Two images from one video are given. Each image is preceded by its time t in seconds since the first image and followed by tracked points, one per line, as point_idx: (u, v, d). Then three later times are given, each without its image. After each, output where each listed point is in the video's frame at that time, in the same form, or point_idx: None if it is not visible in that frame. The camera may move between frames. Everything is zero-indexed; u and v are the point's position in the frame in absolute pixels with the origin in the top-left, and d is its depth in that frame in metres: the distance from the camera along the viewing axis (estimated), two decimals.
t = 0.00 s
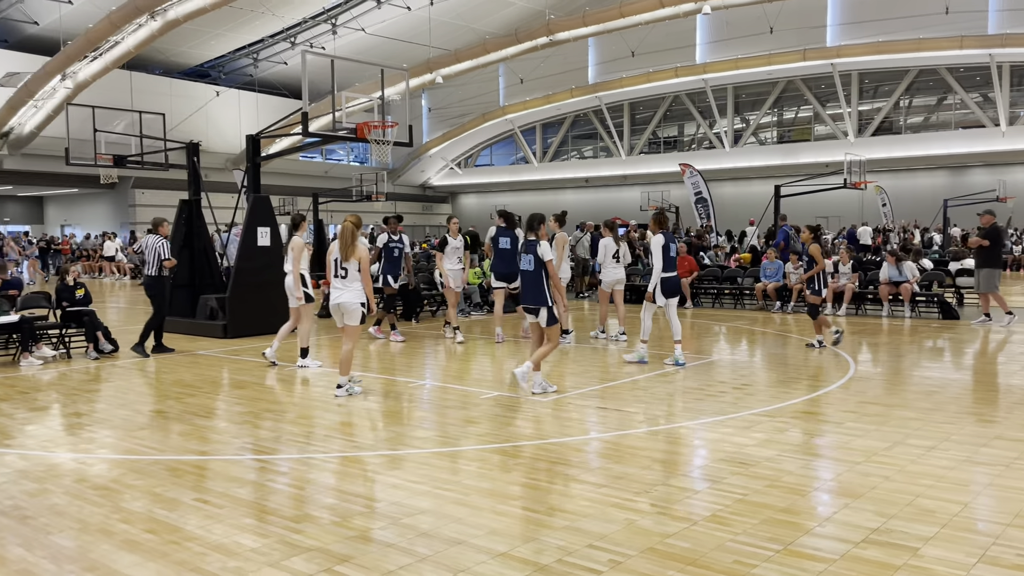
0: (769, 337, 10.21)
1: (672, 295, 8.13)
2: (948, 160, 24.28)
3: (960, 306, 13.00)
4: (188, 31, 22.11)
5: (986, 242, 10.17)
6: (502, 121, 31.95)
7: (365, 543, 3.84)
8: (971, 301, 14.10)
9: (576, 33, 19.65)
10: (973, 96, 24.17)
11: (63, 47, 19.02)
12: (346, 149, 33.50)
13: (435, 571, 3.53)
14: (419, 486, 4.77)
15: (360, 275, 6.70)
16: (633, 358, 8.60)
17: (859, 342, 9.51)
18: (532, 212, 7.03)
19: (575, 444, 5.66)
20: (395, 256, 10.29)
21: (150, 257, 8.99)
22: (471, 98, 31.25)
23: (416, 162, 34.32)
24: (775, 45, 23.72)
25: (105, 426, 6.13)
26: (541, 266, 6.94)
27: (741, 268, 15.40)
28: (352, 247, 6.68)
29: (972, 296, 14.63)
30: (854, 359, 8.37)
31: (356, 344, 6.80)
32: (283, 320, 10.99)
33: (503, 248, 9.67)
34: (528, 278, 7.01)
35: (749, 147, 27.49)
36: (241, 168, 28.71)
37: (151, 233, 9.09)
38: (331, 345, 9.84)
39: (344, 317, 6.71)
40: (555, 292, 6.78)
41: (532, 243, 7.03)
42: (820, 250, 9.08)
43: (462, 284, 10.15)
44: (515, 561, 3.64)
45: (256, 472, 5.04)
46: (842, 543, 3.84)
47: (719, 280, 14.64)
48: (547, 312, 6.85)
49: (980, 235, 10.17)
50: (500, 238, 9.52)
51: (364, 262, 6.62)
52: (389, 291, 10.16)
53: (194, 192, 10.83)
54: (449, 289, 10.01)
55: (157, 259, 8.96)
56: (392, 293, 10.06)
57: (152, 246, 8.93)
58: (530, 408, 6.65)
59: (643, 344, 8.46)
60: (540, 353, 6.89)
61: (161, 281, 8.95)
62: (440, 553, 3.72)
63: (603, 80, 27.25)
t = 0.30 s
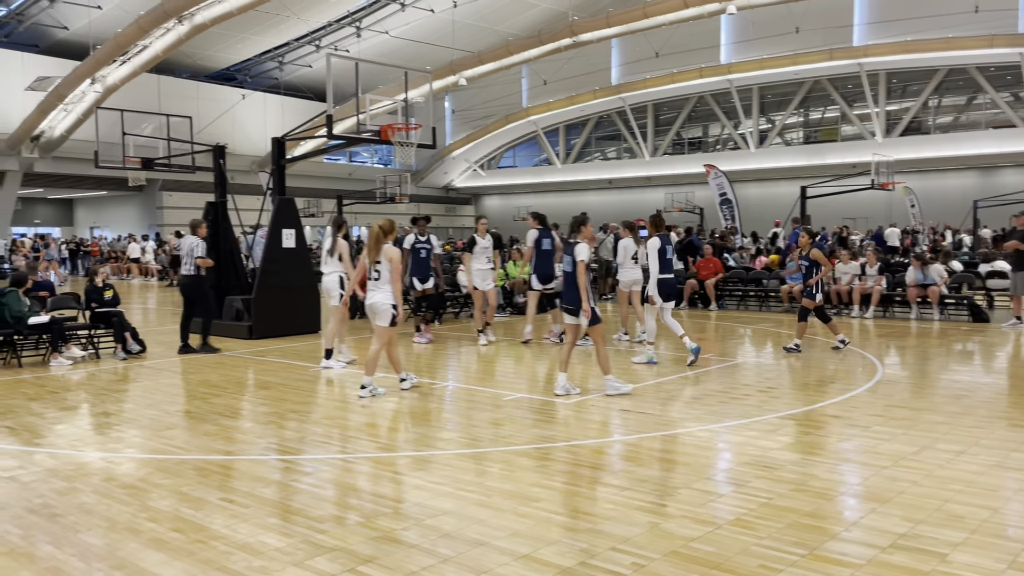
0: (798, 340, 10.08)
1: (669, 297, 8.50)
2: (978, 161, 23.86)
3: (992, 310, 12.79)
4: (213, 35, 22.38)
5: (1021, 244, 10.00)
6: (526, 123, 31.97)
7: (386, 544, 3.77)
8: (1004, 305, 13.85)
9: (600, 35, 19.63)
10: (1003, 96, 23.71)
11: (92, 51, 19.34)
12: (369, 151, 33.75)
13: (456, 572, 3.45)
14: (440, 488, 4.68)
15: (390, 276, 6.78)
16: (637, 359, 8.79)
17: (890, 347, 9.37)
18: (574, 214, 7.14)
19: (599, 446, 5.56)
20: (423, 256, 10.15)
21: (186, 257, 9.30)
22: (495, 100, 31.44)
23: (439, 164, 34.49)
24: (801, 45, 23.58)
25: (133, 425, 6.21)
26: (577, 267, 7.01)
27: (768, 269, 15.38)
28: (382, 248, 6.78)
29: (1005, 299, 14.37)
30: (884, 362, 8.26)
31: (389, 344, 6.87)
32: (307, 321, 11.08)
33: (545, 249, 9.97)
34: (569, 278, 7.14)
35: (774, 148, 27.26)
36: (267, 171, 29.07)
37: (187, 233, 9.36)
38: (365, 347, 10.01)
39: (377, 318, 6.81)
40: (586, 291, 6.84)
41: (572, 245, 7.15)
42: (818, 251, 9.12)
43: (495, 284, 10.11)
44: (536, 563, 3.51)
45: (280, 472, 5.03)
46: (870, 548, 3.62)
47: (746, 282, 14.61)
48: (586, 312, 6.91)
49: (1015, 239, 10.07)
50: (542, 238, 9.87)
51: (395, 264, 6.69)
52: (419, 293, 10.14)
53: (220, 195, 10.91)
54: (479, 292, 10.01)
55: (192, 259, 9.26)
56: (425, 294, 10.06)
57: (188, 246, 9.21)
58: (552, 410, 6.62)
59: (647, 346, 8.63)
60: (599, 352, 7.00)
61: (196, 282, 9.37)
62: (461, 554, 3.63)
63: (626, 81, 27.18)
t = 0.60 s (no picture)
0: (812, 342, 10.03)
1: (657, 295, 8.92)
2: (992, 162, 23.70)
3: (1006, 312, 12.74)
4: (224, 38, 22.49)
5: None
6: (537, 125, 31.96)
7: (395, 545, 3.76)
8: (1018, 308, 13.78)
9: (611, 35, 19.64)
10: (1017, 96, 23.61)
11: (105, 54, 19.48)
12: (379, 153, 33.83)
13: (467, 573, 3.44)
14: (451, 489, 4.68)
15: (414, 275, 6.84)
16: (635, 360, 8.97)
17: (904, 349, 9.32)
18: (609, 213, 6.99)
19: (609, 448, 5.55)
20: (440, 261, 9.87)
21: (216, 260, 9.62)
22: (505, 101, 31.51)
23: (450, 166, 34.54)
24: (814, 45, 23.50)
25: (146, 426, 6.24)
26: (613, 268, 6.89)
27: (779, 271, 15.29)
28: (403, 248, 6.86)
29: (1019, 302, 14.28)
30: (896, 364, 8.23)
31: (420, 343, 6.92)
32: (318, 323, 11.12)
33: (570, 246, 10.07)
34: (603, 279, 7.00)
35: (785, 149, 27.19)
36: (278, 173, 29.19)
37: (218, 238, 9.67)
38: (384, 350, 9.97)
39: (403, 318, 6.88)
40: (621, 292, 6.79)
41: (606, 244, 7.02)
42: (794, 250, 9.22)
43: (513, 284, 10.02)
44: (548, 565, 3.50)
45: (291, 473, 5.04)
46: (882, 551, 3.60)
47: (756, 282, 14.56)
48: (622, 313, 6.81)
49: None
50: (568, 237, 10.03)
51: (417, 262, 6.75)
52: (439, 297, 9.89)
53: (231, 196, 10.99)
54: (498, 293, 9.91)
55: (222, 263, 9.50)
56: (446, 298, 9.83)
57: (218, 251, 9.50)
58: (561, 410, 6.64)
59: (656, 347, 8.68)
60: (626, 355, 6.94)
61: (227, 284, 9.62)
62: (473, 556, 3.62)
63: (637, 82, 27.14)
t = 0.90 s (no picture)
0: (814, 344, 10.05)
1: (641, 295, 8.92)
2: (997, 164, 23.64)
3: (1010, 314, 12.73)
4: (229, 40, 22.56)
5: None
6: (541, 127, 31.98)
7: (398, 547, 3.76)
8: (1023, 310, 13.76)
9: (615, 37, 19.66)
10: (1022, 97, 23.56)
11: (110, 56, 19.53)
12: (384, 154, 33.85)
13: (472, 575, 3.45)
14: (455, 490, 4.68)
15: (426, 276, 7.02)
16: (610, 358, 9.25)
17: (908, 351, 9.32)
18: (634, 214, 7.10)
19: (613, 450, 5.55)
20: (453, 262, 9.64)
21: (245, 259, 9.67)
22: (510, 103, 31.63)
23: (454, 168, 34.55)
24: (818, 46, 23.51)
25: (151, 427, 6.25)
26: (639, 268, 7.06)
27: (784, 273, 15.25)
28: (415, 249, 7.01)
29: None
30: (901, 366, 8.21)
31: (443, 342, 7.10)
32: (323, 324, 11.14)
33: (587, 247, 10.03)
34: (625, 279, 7.13)
35: (790, 151, 27.17)
36: (283, 174, 29.24)
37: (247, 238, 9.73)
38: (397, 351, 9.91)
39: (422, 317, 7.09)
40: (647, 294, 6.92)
41: (631, 246, 7.17)
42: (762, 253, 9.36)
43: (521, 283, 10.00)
44: (553, 567, 3.50)
45: (296, 474, 5.05)
46: (887, 553, 3.60)
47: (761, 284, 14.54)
48: (641, 314, 6.95)
49: None
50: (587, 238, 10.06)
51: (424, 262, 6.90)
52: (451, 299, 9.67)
53: (236, 198, 11.00)
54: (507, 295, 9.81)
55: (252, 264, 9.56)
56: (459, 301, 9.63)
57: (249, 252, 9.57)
58: (567, 413, 6.64)
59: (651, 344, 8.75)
60: (637, 355, 6.93)
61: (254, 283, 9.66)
62: (478, 557, 3.63)
63: (641, 84, 27.14)
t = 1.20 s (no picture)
0: (817, 345, 10.05)
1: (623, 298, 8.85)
2: (1000, 164, 23.59)
3: (1013, 315, 12.71)
4: (232, 41, 22.59)
5: None
6: (544, 128, 32.00)
7: (399, 549, 3.76)
8: None
9: (617, 38, 19.67)
10: None
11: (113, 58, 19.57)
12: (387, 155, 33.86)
13: None
14: (457, 491, 4.68)
15: (437, 278, 7.04)
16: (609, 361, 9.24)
17: (911, 352, 9.29)
18: (652, 217, 7.22)
19: (616, 451, 5.54)
20: (458, 266, 9.54)
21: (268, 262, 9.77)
22: (512, 104, 31.68)
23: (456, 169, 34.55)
24: (820, 47, 23.52)
25: (154, 428, 6.26)
26: (659, 270, 7.16)
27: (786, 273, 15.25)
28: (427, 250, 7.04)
29: None
30: (904, 367, 8.20)
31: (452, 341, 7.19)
32: (325, 324, 11.16)
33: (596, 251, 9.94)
34: (645, 281, 7.20)
35: (792, 152, 27.15)
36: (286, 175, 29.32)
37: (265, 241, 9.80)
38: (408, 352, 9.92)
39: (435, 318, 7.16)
40: (667, 294, 7.03)
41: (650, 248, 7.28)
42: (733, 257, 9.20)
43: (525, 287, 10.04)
44: (555, 568, 3.50)
45: (298, 475, 5.05)
46: (889, 555, 3.59)
47: (761, 285, 14.54)
48: (660, 316, 7.06)
49: None
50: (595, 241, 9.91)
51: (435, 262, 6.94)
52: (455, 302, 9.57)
53: (239, 199, 11.04)
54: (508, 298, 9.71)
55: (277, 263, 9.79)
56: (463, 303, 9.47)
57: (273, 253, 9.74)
58: (570, 414, 6.63)
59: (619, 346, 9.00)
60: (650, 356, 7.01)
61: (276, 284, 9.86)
62: (479, 559, 3.62)
63: (644, 85, 27.13)
